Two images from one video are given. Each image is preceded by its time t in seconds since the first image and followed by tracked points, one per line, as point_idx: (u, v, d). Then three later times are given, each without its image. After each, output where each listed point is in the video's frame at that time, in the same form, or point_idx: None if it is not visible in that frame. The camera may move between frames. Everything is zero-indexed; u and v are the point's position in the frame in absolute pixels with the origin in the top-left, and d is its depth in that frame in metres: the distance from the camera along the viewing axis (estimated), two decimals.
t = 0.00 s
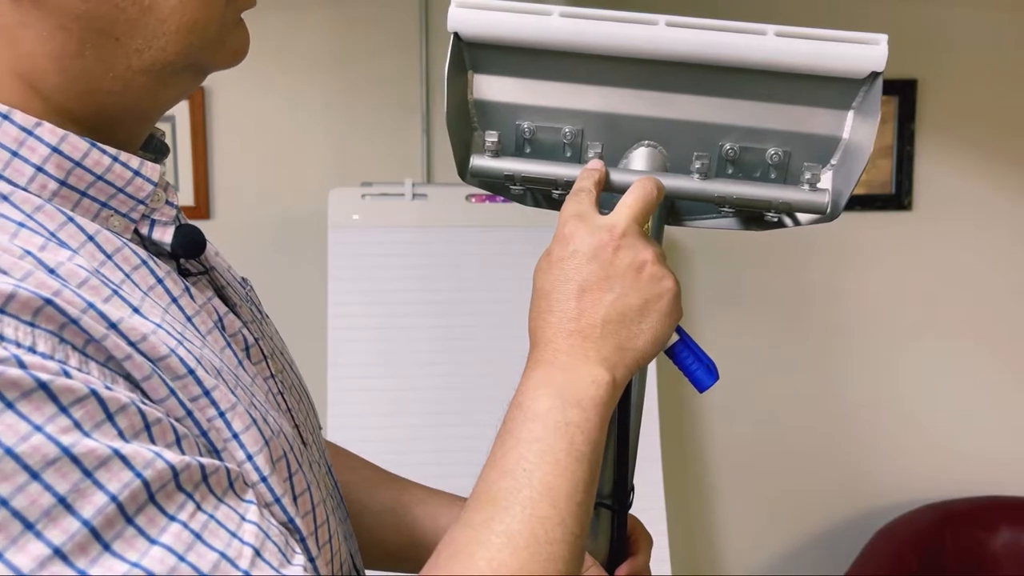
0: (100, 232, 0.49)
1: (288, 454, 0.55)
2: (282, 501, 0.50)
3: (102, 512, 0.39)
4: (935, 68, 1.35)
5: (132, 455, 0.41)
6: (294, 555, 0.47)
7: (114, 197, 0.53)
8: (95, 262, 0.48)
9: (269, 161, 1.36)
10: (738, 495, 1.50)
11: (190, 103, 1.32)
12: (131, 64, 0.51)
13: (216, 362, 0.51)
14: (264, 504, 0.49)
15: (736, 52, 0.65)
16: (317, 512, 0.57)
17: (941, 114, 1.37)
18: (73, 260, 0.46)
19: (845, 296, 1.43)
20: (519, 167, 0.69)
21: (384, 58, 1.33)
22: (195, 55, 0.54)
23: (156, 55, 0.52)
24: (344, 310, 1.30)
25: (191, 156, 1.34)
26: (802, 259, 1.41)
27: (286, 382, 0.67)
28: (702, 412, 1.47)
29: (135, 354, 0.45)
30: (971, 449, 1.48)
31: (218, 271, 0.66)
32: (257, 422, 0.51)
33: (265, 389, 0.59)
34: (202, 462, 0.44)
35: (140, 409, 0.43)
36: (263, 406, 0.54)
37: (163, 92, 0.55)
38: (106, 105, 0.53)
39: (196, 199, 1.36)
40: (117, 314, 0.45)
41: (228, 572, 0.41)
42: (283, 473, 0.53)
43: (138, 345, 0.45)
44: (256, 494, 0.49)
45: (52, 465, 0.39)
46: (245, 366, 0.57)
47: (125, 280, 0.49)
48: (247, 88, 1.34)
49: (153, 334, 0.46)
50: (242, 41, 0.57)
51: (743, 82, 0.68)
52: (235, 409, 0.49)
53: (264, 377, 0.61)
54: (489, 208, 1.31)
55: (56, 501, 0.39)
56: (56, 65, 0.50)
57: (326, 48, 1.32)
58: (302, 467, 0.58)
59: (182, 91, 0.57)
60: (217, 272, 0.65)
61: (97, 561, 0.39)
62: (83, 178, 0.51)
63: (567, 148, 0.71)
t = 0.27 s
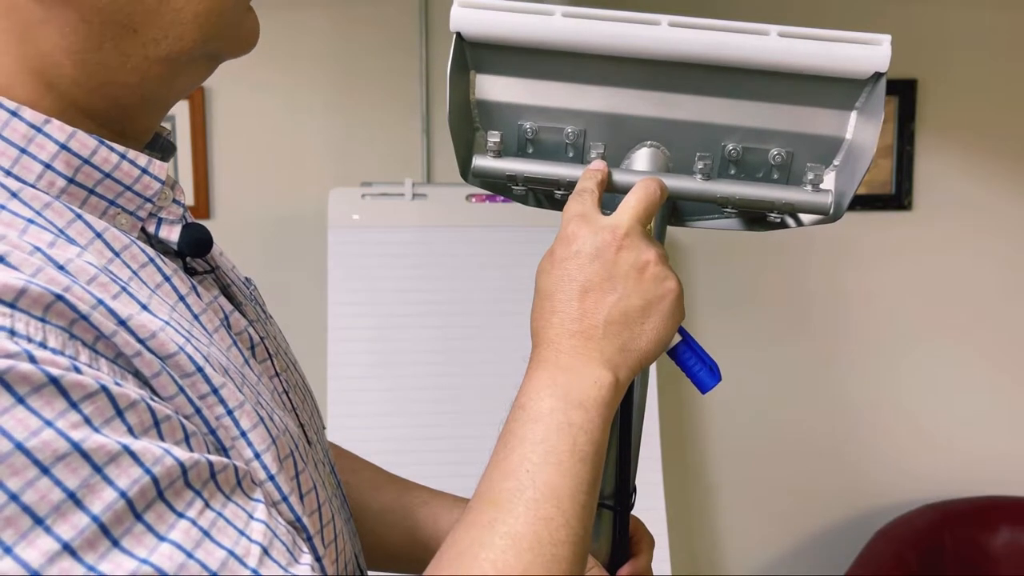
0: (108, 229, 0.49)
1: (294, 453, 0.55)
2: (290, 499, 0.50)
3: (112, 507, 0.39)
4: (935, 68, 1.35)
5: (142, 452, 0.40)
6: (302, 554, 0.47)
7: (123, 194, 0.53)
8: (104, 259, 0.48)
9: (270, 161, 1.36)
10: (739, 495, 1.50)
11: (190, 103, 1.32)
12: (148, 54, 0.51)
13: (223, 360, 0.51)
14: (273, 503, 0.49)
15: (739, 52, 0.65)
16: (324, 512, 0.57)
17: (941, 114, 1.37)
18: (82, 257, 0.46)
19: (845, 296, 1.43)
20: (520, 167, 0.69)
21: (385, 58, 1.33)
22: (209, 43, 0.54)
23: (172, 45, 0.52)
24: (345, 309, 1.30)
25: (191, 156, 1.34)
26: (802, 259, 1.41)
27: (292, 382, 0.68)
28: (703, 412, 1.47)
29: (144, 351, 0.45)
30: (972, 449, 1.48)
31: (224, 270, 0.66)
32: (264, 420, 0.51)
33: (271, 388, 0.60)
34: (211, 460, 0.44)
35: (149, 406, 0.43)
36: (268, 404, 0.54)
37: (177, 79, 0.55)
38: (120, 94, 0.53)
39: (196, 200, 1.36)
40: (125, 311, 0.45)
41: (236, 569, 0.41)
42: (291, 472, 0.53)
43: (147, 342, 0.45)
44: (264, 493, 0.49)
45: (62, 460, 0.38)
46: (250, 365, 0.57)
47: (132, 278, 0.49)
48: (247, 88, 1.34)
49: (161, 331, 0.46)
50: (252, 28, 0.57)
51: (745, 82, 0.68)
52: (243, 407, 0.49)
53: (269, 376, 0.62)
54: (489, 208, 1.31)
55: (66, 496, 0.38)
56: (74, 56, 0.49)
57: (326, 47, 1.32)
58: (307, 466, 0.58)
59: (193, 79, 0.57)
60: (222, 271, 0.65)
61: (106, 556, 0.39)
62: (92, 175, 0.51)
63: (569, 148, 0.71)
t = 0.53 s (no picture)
0: (110, 227, 0.49)
1: (295, 451, 0.55)
2: (291, 497, 0.50)
3: (112, 503, 0.39)
4: (935, 68, 1.35)
5: (142, 448, 0.40)
6: (302, 553, 0.47)
7: (124, 192, 0.53)
8: (105, 256, 0.48)
9: (270, 161, 1.36)
10: (739, 495, 1.50)
11: (190, 103, 1.32)
12: (149, 53, 0.51)
13: (224, 358, 0.51)
14: (274, 500, 0.49)
15: (739, 52, 0.65)
16: (325, 511, 0.57)
17: (941, 114, 1.37)
18: (83, 253, 0.46)
19: (845, 295, 1.43)
20: (520, 167, 0.68)
21: (385, 58, 1.33)
22: (212, 42, 0.54)
23: (174, 44, 0.52)
24: (345, 309, 1.30)
25: (191, 156, 1.34)
26: (802, 259, 1.41)
27: (293, 381, 0.68)
28: (703, 412, 1.47)
29: (146, 347, 0.45)
30: (972, 449, 1.48)
31: (225, 269, 0.66)
32: (265, 418, 0.51)
33: (271, 387, 0.60)
34: (211, 457, 0.44)
35: (150, 402, 0.43)
36: (269, 403, 0.54)
37: (179, 78, 0.55)
38: (122, 94, 0.53)
39: (196, 200, 1.36)
40: (127, 308, 0.45)
41: (236, 567, 0.41)
42: (292, 470, 0.53)
43: (148, 339, 0.45)
44: (265, 491, 0.49)
45: (63, 456, 0.38)
46: (252, 364, 0.57)
47: (134, 275, 0.49)
48: (247, 88, 1.34)
49: (163, 328, 0.46)
50: (253, 28, 0.57)
51: (745, 81, 0.68)
52: (244, 404, 0.49)
53: (270, 375, 0.62)
54: (489, 208, 1.31)
55: (67, 491, 0.38)
56: (76, 55, 0.49)
57: (326, 47, 1.32)
58: (308, 465, 0.58)
59: (194, 78, 0.57)
60: (224, 270, 0.65)
61: (106, 552, 0.39)
62: (93, 173, 0.51)
63: (569, 148, 0.71)
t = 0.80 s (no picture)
0: (109, 224, 0.49)
1: (294, 449, 0.55)
2: (290, 495, 0.50)
3: (108, 500, 0.39)
4: (935, 68, 1.35)
5: (139, 445, 0.40)
6: (300, 550, 0.46)
7: (122, 191, 0.53)
8: (104, 254, 0.48)
9: (270, 161, 1.36)
10: (739, 494, 1.50)
11: (190, 103, 1.32)
12: (149, 53, 0.51)
13: (223, 356, 0.51)
14: (272, 498, 0.49)
15: (739, 52, 0.65)
16: (324, 509, 0.57)
17: (941, 114, 1.37)
18: (82, 251, 0.46)
19: (845, 295, 1.42)
20: (519, 167, 0.68)
21: (385, 58, 1.33)
22: (212, 42, 0.54)
23: (173, 43, 0.52)
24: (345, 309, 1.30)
25: (191, 156, 1.34)
26: (802, 258, 1.41)
27: (292, 380, 0.68)
28: (702, 412, 1.47)
29: (143, 345, 0.45)
30: (972, 449, 1.48)
31: (225, 268, 0.66)
32: (264, 417, 0.51)
33: (270, 385, 0.60)
34: (208, 454, 0.44)
35: (147, 399, 0.42)
36: (268, 402, 0.54)
37: (179, 78, 0.55)
38: (122, 93, 0.53)
39: (196, 200, 1.36)
40: (125, 305, 0.45)
41: (233, 566, 0.41)
42: (290, 468, 0.53)
43: (146, 336, 0.45)
44: (264, 489, 0.49)
45: (59, 452, 0.38)
46: (251, 362, 0.57)
47: (133, 273, 0.49)
48: (247, 88, 1.34)
49: (161, 325, 0.46)
50: (253, 29, 0.57)
51: (745, 81, 0.68)
52: (243, 402, 0.49)
53: (269, 373, 0.62)
54: (489, 208, 1.31)
55: (63, 487, 0.38)
56: (75, 54, 0.49)
57: (326, 48, 1.32)
58: (308, 465, 0.58)
59: (194, 78, 0.57)
60: (223, 269, 0.65)
61: (102, 549, 0.39)
62: (91, 172, 0.51)
63: (567, 148, 0.71)
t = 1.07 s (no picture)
0: (107, 223, 0.49)
1: (293, 448, 0.55)
2: (288, 495, 0.50)
3: (105, 498, 0.39)
4: (935, 68, 1.35)
5: (136, 443, 0.41)
6: (297, 550, 0.46)
7: (121, 190, 0.53)
8: (103, 253, 0.48)
9: (270, 161, 1.36)
10: (738, 494, 1.50)
11: (190, 103, 1.32)
12: (147, 55, 0.51)
13: (222, 355, 0.51)
14: (270, 497, 0.49)
15: (739, 52, 0.65)
16: (323, 509, 0.57)
17: (941, 114, 1.37)
18: (81, 249, 0.46)
19: (845, 295, 1.42)
20: (517, 167, 0.68)
21: (385, 58, 1.33)
22: (210, 43, 0.54)
23: (172, 45, 0.52)
24: (344, 308, 1.30)
25: (191, 156, 1.34)
26: (802, 258, 1.41)
27: (291, 379, 0.68)
28: (702, 411, 1.47)
29: (142, 344, 0.45)
30: (971, 449, 1.48)
31: (224, 268, 0.66)
32: (263, 416, 0.51)
33: (269, 385, 0.60)
34: (206, 453, 0.44)
35: (145, 397, 0.43)
36: (267, 401, 0.54)
37: (178, 81, 0.55)
38: (120, 93, 0.53)
39: (196, 200, 1.36)
40: (123, 304, 0.45)
41: (230, 564, 0.41)
42: (288, 467, 0.53)
43: (144, 335, 0.45)
44: (262, 487, 0.49)
45: (56, 450, 0.38)
46: (250, 360, 0.57)
47: (132, 271, 0.49)
48: (247, 88, 1.34)
49: (160, 324, 0.46)
50: (251, 31, 0.57)
51: (744, 80, 0.68)
52: (241, 401, 0.49)
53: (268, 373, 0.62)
54: (489, 208, 1.31)
55: (60, 485, 0.38)
56: (73, 54, 0.49)
57: (326, 48, 1.32)
58: (308, 465, 0.58)
59: (192, 81, 0.57)
60: (222, 268, 0.65)
61: (99, 547, 0.39)
62: (90, 170, 0.51)
63: (565, 148, 0.71)
